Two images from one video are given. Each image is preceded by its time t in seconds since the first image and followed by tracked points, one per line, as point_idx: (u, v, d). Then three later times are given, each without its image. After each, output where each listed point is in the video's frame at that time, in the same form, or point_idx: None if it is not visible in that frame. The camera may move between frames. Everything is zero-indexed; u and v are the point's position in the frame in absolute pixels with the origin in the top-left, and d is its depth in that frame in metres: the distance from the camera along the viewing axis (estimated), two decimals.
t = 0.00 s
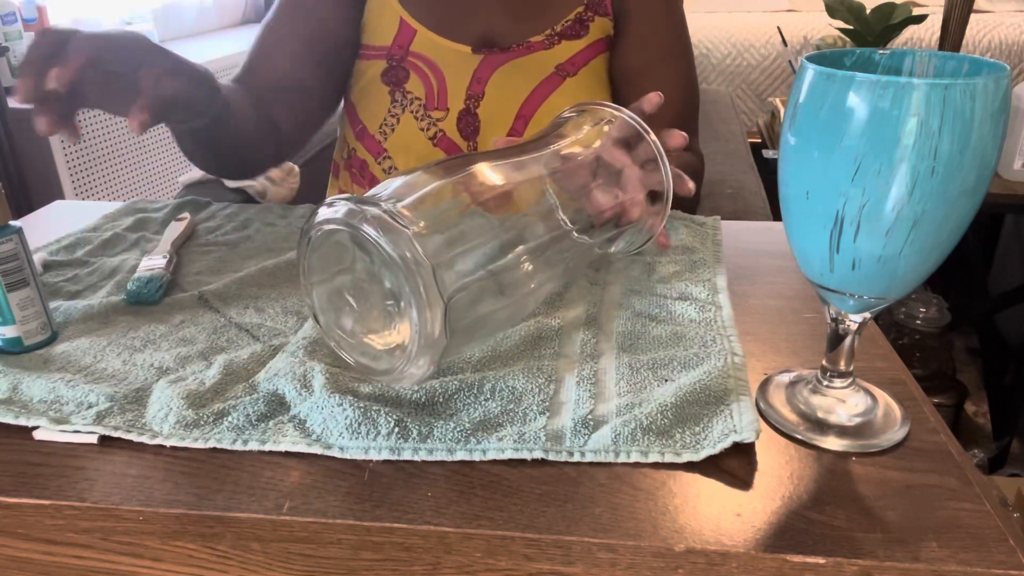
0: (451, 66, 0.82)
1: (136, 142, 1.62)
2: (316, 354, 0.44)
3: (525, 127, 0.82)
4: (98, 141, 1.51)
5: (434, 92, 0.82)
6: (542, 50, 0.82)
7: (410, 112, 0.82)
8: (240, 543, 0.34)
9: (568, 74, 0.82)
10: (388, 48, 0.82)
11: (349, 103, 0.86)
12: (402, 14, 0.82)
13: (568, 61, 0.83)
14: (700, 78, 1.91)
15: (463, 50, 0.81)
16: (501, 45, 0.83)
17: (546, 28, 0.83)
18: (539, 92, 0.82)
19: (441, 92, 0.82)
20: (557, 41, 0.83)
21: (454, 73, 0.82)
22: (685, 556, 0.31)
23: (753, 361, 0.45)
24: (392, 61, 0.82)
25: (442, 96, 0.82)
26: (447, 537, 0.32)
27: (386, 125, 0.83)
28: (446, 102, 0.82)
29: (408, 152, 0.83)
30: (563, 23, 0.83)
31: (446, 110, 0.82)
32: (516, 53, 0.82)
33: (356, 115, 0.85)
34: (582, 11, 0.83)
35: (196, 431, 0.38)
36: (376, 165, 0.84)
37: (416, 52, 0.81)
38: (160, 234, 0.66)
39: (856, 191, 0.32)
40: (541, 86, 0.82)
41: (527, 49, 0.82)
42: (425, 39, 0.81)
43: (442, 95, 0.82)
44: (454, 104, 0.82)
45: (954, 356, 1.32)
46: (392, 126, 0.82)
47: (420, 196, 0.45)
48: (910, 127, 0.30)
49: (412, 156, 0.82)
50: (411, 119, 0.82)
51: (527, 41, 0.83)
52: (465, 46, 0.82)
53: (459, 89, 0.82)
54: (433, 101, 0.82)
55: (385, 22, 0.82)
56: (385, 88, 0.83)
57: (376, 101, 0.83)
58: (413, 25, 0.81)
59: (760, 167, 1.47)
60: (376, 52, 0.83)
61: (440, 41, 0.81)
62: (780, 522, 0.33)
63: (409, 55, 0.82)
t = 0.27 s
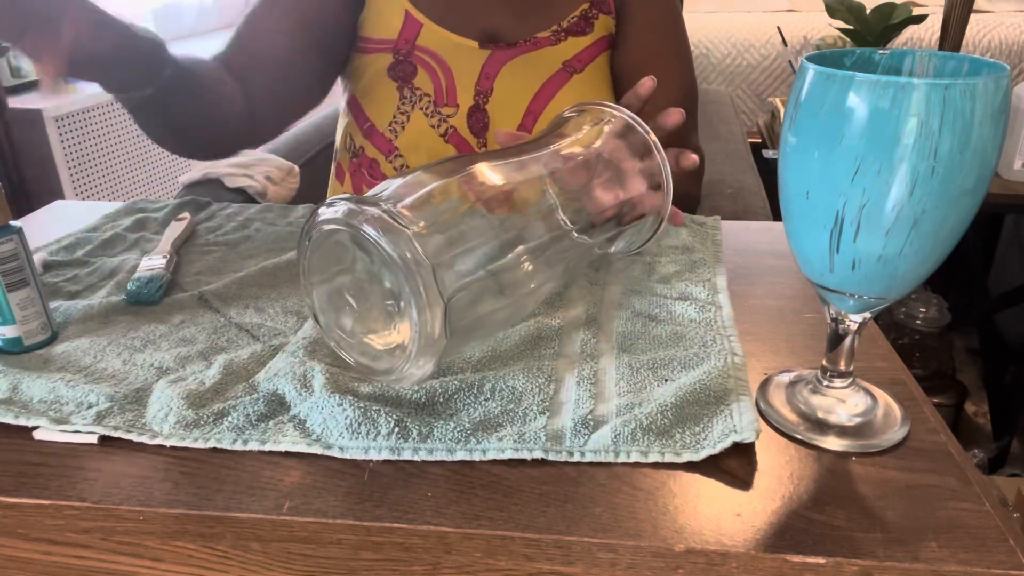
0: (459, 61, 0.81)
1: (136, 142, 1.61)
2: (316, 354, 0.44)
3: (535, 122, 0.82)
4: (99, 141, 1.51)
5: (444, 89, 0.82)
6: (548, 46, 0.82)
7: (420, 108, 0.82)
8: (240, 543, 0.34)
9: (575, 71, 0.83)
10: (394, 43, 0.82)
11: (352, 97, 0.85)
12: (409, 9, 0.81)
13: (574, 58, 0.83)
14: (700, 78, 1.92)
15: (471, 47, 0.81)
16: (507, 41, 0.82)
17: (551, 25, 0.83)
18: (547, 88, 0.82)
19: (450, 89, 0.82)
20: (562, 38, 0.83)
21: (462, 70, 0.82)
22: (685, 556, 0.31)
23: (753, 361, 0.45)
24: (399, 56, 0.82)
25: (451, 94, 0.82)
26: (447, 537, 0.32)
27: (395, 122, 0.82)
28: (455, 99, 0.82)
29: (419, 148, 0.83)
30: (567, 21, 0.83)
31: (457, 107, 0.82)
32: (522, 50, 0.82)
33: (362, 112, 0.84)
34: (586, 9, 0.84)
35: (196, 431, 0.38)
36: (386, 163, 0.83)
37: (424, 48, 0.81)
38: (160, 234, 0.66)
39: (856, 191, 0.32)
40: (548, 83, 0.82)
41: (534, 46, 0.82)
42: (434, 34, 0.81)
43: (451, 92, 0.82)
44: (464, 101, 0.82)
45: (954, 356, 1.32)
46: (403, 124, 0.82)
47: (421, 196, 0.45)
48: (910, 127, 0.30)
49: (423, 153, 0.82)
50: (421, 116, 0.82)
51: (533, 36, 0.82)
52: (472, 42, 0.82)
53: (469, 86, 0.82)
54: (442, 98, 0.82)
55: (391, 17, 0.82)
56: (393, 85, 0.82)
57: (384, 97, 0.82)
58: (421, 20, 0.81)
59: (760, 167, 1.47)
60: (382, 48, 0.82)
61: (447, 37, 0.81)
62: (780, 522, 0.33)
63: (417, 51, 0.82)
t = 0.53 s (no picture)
0: (457, 59, 0.82)
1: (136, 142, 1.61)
2: (316, 354, 0.44)
3: (532, 120, 0.82)
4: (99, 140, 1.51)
5: (441, 86, 0.82)
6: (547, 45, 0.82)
7: (417, 106, 0.82)
8: (240, 543, 0.34)
9: (574, 70, 0.82)
10: (392, 42, 0.82)
11: (352, 96, 0.85)
12: (408, 9, 0.82)
13: (573, 57, 0.82)
14: (699, 78, 1.92)
15: (469, 45, 0.82)
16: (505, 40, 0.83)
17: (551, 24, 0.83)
18: (545, 86, 0.82)
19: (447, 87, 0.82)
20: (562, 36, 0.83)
21: (460, 68, 0.82)
22: (685, 556, 0.31)
23: (754, 361, 0.45)
24: (397, 55, 0.82)
25: (448, 92, 0.82)
26: (447, 537, 0.32)
27: (392, 119, 0.82)
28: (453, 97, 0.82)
29: (415, 146, 0.83)
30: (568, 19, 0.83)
31: (453, 105, 0.82)
32: (521, 48, 0.82)
33: (359, 109, 0.84)
34: (586, 8, 0.84)
35: (196, 431, 0.38)
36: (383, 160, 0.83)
37: (422, 46, 0.82)
38: (160, 233, 0.66)
39: (856, 191, 0.32)
40: (547, 80, 0.82)
41: (533, 44, 0.82)
42: (431, 34, 0.81)
43: (449, 89, 0.82)
44: (461, 98, 0.82)
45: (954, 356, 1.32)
46: (399, 121, 0.82)
47: (421, 196, 0.45)
48: (910, 127, 0.30)
49: (420, 151, 0.83)
50: (418, 113, 0.82)
51: (532, 36, 0.83)
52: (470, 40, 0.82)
53: (466, 84, 0.82)
54: (439, 95, 0.82)
55: (390, 17, 0.82)
56: (389, 82, 0.82)
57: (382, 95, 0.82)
58: (419, 20, 0.82)
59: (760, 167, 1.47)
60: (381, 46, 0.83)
61: (446, 36, 0.82)
62: (779, 521, 0.33)
63: (415, 49, 0.82)
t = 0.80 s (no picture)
0: (456, 63, 0.82)
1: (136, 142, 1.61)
2: (316, 354, 0.44)
3: (532, 123, 0.82)
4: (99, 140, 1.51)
5: (440, 91, 0.82)
6: (545, 48, 0.83)
7: (416, 110, 0.82)
8: (240, 543, 0.34)
9: (573, 72, 0.83)
10: (390, 46, 0.82)
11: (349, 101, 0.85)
12: (404, 12, 0.81)
13: (572, 59, 0.83)
14: (700, 78, 1.92)
15: (467, 49, 0.82)
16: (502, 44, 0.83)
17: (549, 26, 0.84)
18: (545, 89, 0.82)
19: (446, 92, 0.82)
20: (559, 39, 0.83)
21: (459, 73, 0.82)
22: (685, 556, 0.31)
23: (754, 361, 0.45)
24: (395, 60, 0.82)
25: (447, 97, 0.82)
26: (446, 537, 0.32)
27: (391, 124, 0.82)
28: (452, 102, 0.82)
29: (415, 150, 0.83)
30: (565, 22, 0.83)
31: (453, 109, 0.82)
32: (519, 52, 0.82)
33: (357, 115, 0.84)
34: (584, 10, 0.84)
35: (196, 431, 0.38)
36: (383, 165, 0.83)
37: (420, 50, 0.81)
38: (160, 233, 0.66)
39: (856, 191, 0.32)
40: (546, 83, 0.82)
41: (530, 48, 0.82)
42: (428, 37, 0.81)
43: (448, 95, 0.82)
44: (460, 103, 0.82)
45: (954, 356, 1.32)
46: (398, 126, 0.82)
47: (421, 196, 0.45)
48: (910, 128, 0.30)
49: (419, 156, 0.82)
50: (417, 117, 0.82)
51: (530, 38, 0.83)
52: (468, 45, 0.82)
53: (465, 89, 0.82)
54: (438, 100, 0.82)
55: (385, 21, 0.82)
56: (388, 87, 0.82)
57: (380, 99, 0.82)
58: (416, 24, 0.81)
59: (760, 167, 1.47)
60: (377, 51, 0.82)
61: (444, 40, 0.81)
62: (779, 521, 0.33)
63: (412, 53, 0.81)
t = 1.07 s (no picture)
0: (451, 71, 0.82)
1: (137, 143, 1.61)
2: (316, 354, 0.44)
3: (527, 129, 0.82)
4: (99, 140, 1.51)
5: (434, 99, 0.82)
6: (538, 51, 0.82)
7: (411, 118, 0.82)
8: (240, 543, 0.34)
9: (567, 76, 0.83)
10: (383, 53, 0.81)
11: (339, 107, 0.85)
12: (395, 18, 0.81)
13: (565, 62, 0.83)
14: (699, 79, 1.92)
15: (459, 55, 0.81)
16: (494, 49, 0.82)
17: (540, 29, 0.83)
18: (539, 93, 0.82)
19: (440, 99, 0.82)
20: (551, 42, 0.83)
21: (453, 80, 0.82)
22: (685, 556, 0.31)
23: (754, 361, 0.45)
24: (387, 67, 0.81)
25: (441, 104, 0.82)
26: (447, 537, 0.32)
27: (386, 132, 0.82)
28: (447, 108, 0.82)
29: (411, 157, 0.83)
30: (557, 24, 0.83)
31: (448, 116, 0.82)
32: (511, 57, 0.82)
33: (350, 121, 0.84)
34: (575, 12, 0.83)
35: (196, 431, 0.38)
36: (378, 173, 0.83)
37: (412, 57, 0.81)
38: (160, 233, 0.66)
39: (856, 191, 0.32)
40: (541, 87, 0.82)
41: (522, 52, 0.82)
42: (420, 44, 0.81)
43: (442, 102, 0.82)
44: (455, 110, 0.82)
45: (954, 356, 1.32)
46: (393, 135, 0.82)
47: (421, 196, 0.45)
48: (910, 128, 0.30)
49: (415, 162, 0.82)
50: (413, 126, 0.82)
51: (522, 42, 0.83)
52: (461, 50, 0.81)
53: (459, 96, 0.82)
54: (433, 108, 0.82)
55: (376, 27, 0.81)
56: (381, 95, 0.82)
57: (374, 106, 0.82)
58: (407, 30, 0.81)
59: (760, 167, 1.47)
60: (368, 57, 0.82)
61: (436, 46, 0.81)
62: (780, 521, 0.33)
63: (404, 60, 0.81)
